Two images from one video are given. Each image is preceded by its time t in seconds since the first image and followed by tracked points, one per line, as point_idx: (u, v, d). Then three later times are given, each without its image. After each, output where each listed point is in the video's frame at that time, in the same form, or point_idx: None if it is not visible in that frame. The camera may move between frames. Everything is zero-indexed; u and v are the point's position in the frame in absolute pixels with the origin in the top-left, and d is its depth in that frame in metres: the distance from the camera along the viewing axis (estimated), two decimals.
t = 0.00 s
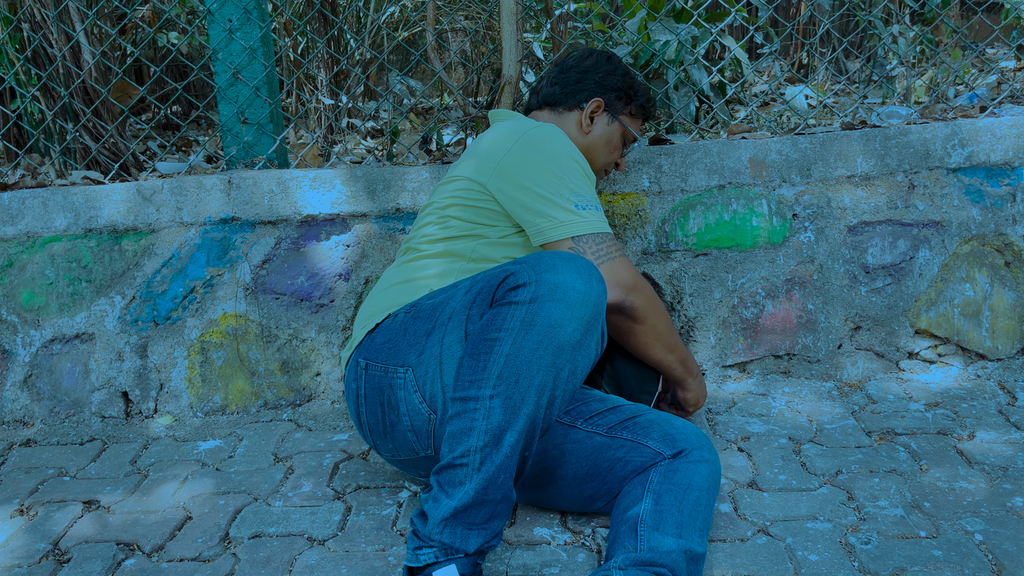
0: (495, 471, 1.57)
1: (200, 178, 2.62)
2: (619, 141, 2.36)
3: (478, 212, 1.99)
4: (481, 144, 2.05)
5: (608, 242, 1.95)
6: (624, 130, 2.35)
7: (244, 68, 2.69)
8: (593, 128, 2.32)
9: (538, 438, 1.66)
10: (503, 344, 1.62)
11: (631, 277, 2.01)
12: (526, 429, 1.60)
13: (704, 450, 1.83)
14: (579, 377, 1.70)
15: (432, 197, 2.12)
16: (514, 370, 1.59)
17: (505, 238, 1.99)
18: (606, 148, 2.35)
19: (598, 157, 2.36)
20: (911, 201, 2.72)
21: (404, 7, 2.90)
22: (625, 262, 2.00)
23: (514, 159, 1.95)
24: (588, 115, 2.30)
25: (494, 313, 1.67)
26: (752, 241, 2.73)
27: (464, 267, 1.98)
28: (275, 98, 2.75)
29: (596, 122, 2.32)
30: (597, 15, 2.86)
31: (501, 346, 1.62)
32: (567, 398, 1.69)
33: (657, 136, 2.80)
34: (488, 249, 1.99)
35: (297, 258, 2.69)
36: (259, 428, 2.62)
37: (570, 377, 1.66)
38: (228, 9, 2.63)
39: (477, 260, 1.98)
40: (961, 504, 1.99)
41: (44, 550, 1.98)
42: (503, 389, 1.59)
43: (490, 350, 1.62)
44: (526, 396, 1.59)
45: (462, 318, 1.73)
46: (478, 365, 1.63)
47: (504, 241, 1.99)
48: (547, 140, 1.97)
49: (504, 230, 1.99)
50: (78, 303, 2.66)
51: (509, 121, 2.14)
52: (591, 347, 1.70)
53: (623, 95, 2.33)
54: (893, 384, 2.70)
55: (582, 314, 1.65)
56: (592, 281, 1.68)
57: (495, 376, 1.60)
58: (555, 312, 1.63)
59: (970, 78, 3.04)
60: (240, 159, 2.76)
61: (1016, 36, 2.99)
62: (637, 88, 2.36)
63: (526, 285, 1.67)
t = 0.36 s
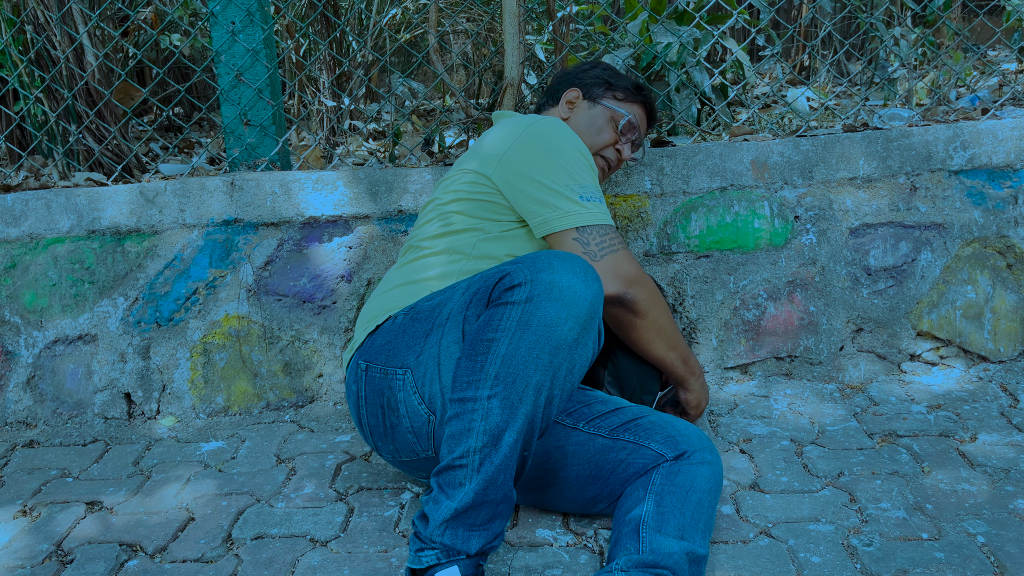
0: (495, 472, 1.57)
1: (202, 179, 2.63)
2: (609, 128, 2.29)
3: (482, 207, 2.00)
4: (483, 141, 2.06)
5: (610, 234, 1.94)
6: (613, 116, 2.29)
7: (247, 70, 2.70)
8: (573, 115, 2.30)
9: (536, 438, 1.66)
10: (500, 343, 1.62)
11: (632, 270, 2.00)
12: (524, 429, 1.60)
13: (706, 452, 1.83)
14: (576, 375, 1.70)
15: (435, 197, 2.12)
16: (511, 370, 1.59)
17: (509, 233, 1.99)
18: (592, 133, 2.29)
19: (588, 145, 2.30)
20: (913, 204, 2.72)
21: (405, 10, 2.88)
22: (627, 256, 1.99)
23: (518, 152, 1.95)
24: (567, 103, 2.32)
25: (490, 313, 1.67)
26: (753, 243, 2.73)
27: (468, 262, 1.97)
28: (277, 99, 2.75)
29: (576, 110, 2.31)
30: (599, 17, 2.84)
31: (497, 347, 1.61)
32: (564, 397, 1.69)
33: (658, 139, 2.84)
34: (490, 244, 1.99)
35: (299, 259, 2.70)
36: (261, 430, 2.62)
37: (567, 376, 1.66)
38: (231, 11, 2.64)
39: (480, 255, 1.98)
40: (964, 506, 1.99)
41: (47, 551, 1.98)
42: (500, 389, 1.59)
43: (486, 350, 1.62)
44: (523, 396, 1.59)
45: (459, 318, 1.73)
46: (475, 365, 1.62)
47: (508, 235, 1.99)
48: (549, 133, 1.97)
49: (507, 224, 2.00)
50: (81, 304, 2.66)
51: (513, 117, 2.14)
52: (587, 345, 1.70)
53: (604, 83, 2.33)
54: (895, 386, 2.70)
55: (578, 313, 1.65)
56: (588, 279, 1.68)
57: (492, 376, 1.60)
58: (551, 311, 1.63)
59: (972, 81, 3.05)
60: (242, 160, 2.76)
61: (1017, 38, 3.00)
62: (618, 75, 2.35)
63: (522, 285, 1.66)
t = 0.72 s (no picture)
0: (485, 469, 1.57)
1: (202, 181, 2.63)
2: (590, 109, 2.31)
3: (481, 205, 2.00)
4: (483, 139, 2.07)
5: (610, 223, 1.92)
6: (594, 97, 2.32)
7: (247, 72, 2.70)
8: (561, 98, 2.35)
9: (524, 434, 1.66)
10: (484, 339, 1.62)
11: (632, 257, 1.96)
12: (513, 424, 1.60)
13: (705, 454, 1.84)
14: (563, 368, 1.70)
15: (436, 198, 2.13)
16: (495, 365, 1.59)
17: (510, 229, 1.99)
18: (575, 116, 2.32)
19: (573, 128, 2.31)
20: (912, 206, 2.72)
21: (406, 11, 2.90)
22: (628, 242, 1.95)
23: (513, 147, 1.96)
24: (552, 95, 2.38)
25: (474, 310, 1.67)
26: (753, 244, 2.73)
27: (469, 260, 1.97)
28: (277, 101, 2.76)
29: (563, 94, 2.36)
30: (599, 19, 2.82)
31: (482, 343, 1.62)
32: (552, 391, 1.69)
33: (659, 140, 2.84)
34: (490, 242, 1.99)
35: (299, 261, 2.70)
36: (261, 431, 2.62)
37: (553, 370, 1.67)
38: (231, 13, 2.64)
39: (479, 255, 1.98)
40: (962, 508, 1.99)
41: (46, 552, 1.98)
42: (486, 385, 1.59)
43: (472, 346, 1.63)
44: (509, 392, 1.60)
45: (445, 316, 1.74)
46: (461, 362, 1.63)
47: (509, 231, 1.99)
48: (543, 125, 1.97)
49: (507, 220, 1.99)
50: (81, 305, 2.67)
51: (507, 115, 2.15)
52: (573, 338, 1.70)
53: (584, 69, 2.37)
54: (895, 388, 2.70)
55: (560, 307, 1.66)
56: (569, 273, 1.69)
57: (478, 373, 1.60)
58: (532, 304, 1.63)
59: (972, 83, 3.05)
60: (243, 162, 2.76)
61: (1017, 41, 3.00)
62: (596, 59, 2.39)
63: (504, 280, 1.67)
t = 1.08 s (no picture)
0: (478, 468, 1.57)
1: (204, 182, 2.64)
2: (538, 97, 2.20)
3: (435, 209, 2.01)
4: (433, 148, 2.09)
5: (543, 207, 1.85)
6: (538, 80, 2.20)
7: (249, 73, 2.71)
8: (513, 91, 2.26)
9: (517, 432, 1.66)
10: (472, 340, 1.61)
11: (564, 237, 1.85)
12: (505, 423, 1.60)
13: (702, 451, 1.84)
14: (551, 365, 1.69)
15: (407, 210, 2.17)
16: (485, 365, 1.59)
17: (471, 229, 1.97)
18: (525, 107, 2.22)
19: (527, 120, 2.22)
20: (913, 208, 2.72)
21: (408, 13, 2.91)
22: (557, 222, 1.86)
23: (461, 145, 1.95)
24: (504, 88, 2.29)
25: (461, 311, 1.66)
26: (754, 247, 2.73)
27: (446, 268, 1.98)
28: (279, 102, 2.76)
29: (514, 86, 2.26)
30: (601, 21, 2.84)
31: (470, 342, 1.61)
32: (542, 388, 1.68)
33: (659, 143, 2.82)
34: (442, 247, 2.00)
35: (300, 262, 2.70)
36: (262, 432, 2.62)
37: (543, 367, 1.65)
38: (233, 14, 2.65)
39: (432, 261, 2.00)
40: (963, 511, 1.99)
41: (46, 553, 1.99)
42: (475, 385, 1.59)
43: (459, 346, 1.62)
44: (500, 391, 1.59)
45: (433, 319, 1.73)
46: (449, 362, 1.63)
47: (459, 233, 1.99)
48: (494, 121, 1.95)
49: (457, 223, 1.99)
50: (82, 307, 2.67)
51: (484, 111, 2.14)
52: (560, 334, 1.69)
53: (529, 49, 2.23)
54: (896, 390, 2.70)
55: (547, 304, 1.64)
56: (554, 269, 1.67)
57: (467, 373, 1.60)
58: (519, 303, 1.62)
59: (973, 85, 3.05)
60: (244, 163, 2.76)
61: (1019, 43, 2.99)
62: (534, 38, 2.25)
63: (489, 279, 1.66)
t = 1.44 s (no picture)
0: (477, 464, 1.57)
1: (211, 183, 2.64)
2: (501, 96, 2.15)
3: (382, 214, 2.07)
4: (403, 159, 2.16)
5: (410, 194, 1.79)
6: (499, 80, 2.16)
7: (256, 75, 2.71)
8: (477, 94, 2.23)
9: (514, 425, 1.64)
10: (460, 337, 1.60)
11: (416, 218, 1.76)
12: (500, 418, 1.59)
13: (706, 447, 1.83)
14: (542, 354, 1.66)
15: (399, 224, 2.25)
16: (475, 360, 1.57)
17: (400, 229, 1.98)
18: (490, 109, 2.17)
19: (492, 121, 2.17)
20: (920, 210, 2.72)
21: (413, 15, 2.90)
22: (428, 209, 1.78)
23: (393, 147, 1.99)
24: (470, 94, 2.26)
25: (446, 311, 1.65)
26: (760, 249, 2.73)
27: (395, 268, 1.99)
28: (286, 104, 2.76)
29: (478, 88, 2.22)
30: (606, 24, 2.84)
31: (457, 340, 1.60)
32: (534, 379, 1.65)
33: (666, 143, 2.79)
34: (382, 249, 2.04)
35: (306, 263, 2.70)
36: (268, 433, 2.62)
37: (533, 358, 1.63)
38: (240, 16, 2.66)
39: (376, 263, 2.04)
40: (971, 514, 1.99)
41: (55, 554, 1.99)
42: (466, 381, 1.58)
43: (446, 345, 1.61)
44: (491, 385, 1.57)
45: (418, 324, 1.73)
46: (439, 362, 1.62)
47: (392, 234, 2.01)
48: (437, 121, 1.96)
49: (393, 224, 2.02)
50: (89, 307, 2.67)
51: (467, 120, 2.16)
52: (547, 323, 1.66)
53: (489, 52, 2.20)
54: (902, 393, 2.70)
55: (531, 295, 1.62)
56: (534, 260, 1.65)
57: (457, 370, 1.58)
58: (504, 296, 1.59)
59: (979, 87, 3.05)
60: (250, 165, 2.76)
61: None
62: (493, 41, 2.22)
63: (472, 276, 1.63)
